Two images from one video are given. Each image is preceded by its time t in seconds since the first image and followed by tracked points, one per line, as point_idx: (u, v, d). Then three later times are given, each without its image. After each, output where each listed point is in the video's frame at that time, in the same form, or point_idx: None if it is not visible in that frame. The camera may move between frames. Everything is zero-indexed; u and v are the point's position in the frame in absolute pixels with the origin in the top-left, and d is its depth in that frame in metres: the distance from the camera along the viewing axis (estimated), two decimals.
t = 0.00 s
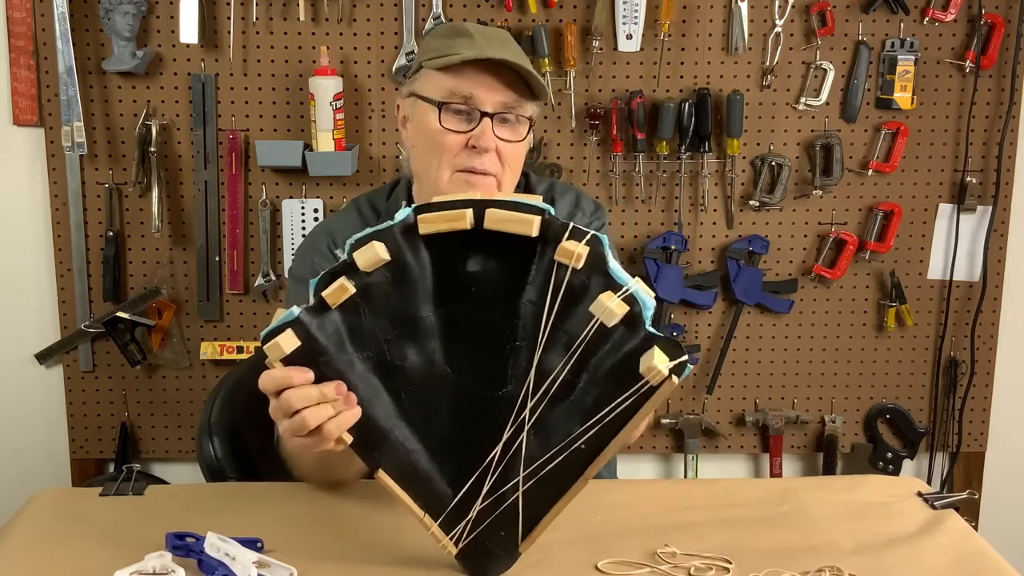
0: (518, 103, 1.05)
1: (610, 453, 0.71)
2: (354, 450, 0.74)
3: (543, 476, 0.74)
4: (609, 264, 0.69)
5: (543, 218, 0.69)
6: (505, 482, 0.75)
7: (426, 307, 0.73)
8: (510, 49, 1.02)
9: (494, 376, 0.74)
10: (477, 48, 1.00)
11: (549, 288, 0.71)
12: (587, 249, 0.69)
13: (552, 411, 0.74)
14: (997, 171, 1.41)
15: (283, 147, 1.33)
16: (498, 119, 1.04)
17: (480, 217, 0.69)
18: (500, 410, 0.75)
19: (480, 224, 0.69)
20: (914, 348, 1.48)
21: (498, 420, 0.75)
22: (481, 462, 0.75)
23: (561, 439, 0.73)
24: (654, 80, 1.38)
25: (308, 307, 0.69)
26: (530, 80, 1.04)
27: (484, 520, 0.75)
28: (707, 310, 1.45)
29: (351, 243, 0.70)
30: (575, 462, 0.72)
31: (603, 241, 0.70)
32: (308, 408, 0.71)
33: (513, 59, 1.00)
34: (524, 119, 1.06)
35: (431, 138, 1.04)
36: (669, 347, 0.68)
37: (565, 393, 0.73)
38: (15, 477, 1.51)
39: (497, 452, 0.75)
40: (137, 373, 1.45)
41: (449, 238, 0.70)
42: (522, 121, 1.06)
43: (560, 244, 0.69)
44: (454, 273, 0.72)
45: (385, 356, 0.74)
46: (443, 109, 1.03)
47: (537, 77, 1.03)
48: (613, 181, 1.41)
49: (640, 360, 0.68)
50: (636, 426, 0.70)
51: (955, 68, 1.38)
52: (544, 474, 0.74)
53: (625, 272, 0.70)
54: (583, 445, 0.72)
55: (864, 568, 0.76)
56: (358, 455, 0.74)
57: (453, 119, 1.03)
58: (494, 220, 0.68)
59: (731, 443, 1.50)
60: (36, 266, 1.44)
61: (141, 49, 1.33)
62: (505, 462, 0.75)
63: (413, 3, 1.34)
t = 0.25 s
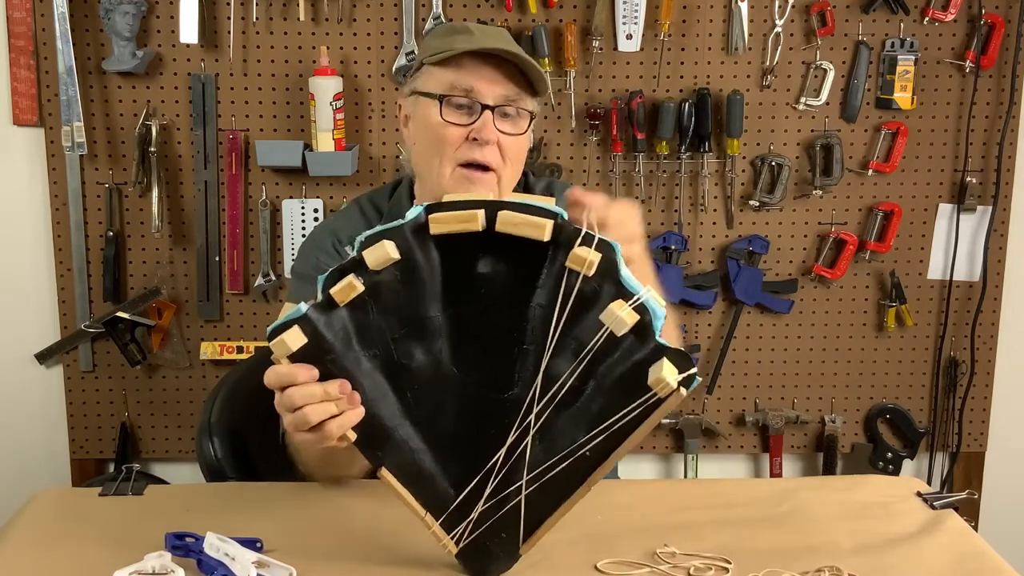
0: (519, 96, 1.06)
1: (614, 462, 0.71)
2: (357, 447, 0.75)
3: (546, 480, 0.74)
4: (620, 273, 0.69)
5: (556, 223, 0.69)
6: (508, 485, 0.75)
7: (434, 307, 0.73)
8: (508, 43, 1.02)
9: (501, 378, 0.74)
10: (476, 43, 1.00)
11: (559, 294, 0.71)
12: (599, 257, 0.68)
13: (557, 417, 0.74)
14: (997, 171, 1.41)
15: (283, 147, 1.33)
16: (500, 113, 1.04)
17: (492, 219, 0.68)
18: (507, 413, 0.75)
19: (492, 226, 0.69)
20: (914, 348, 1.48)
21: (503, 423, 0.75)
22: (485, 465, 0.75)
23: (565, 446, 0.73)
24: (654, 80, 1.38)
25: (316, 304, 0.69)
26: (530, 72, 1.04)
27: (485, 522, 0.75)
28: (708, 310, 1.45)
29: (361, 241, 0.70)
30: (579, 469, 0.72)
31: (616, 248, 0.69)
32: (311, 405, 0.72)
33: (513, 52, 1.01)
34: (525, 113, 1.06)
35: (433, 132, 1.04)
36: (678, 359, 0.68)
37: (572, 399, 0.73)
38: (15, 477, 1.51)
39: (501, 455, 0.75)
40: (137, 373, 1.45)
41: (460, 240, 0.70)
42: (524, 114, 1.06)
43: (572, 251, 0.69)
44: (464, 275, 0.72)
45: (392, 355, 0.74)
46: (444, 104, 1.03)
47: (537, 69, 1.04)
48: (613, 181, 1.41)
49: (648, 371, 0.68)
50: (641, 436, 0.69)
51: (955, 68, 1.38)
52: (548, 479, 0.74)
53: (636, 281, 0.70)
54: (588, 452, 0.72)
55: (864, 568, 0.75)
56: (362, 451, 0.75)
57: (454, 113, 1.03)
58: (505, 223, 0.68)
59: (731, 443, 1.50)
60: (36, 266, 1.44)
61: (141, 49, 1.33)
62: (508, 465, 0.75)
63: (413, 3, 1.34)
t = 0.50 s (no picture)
0: (524, 100, 1.06)
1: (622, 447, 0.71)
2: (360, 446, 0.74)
3: (553, 471, 0.74)
4: (625, 263, 0.69)
5: (561, 217, 0.70)
6: (514, 478, 0.75)
7: (439, 302, 0.73)
8: (516, 46, 1.02)
9: (506, 372, 0.75)
10: (483, 45, 1.00)
11: (564, 285, 0.72)
12: (606, 247, 0.69)
13: (562, 407, 0.74)
14: (997, 171, 1.41)
15: (283, 147, 1.33)
16: (505, 116, 1.04)
17: (499, 212, 0.70)
18: (511, 407, 0.75)
19: (499, 219, 0.70)
20: (914, 348, 1.48)
21: (508, 416, 0.75)
22: (490, 459, 0.76)
23: (571, 435, 0.73)
24: (654, 80, 1.38)
25: (325, 299, 0.69)
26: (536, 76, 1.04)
27: (489, 516, 0.75)
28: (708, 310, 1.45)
29: (367, 237, 0.70)
30: (586, 456, 0.72)
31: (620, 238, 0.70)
32: (322, 401, 0.71)
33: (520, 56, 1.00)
34: (530, 116, 1.05)
35: (439, 135, 1.04)
36: (686, 340, 0.68)
37: (576, 389, 0.73)
38: (15, 477, 1.51)
39: (506, 448, 0.75)
40: (137, 373, 1.45)
41: (467, 237, 0.71)
42: (530, 117, 1.05)
43: (578, 242, 0.70)
44: (469, 271, 0.73)
45: (396, 351, 0.74)
46: (450, 106, 1.03)
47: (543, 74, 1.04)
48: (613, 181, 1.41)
49: (659, 352, 0.68)
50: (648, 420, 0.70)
51: (955, 68, 1.38)
52: (554, 468, 0.74)
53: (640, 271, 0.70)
54: (595, 439, 0.72)
55: (864, 568, 0.76)
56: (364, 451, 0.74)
57: (460, 116, 1.04)
58: (512, 218, 0.69)
59: (731, 443, 1.51)
60: (36, 266, 1.44)
61: (141, 49, 1.33)
62: (513, 458, 0.75)
63: (413, 3, 1.34)
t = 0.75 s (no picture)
0: (532, 107, 1.06)
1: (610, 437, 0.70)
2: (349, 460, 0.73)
3: (542, 466, 0.74)
4: (597, 254, 0.69)
5: (525, 213, 0.69)
6: (505, 477, 0.75)
7: (413, 309, 0.73)
8: (526, 51, 1.03)
9: (486, 374, 0.75)
10: (494, 49, 1.00)
11: (536, 283, 0.71)
12: (576, 240, 0.68)
13: (547, 402, 0.73)
14: (997, 171, 1.41)
15: (283, 147, 1.33)
16: (513, 121, 1.04)
17: (464, 214, 0.69)
18: (494, 407, 0.75)
19: (464, 221, 0.69)
20: (914, 348, 1.48)
21: (492, 416, 0.75)
22: (479, 459, 0.76)
23: (558, 428, 0.73)
24: (654, 80, 1.38)
25: (297, 317, 0.68)
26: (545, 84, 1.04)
27: (485, 517, 0.75)
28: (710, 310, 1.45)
29: (333, 250, 0.69)
30: (574, 449, 0.72)
31: (588, 229, 0.70)
32: (308, 420, 0.69)
33: (530, 64, 1.01)
34: (539, 123, 1.06)
35: (446, 138, 1.04)
36: (665, 325, 0.67)
37: (560, 383, 0.73)
38: (15, 477, 1.51)
39: (494, 446, 0.75)
40: (137, 373, 1.45)
41: (434, 240, 0.70)
42: (537, 123, 1.06)
43: (546, 239, 0.69)
44: (440, 275, 0.72)
45: (376, 361, 0.73)
46: (458, 110, 1.03)
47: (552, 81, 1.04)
48: (613, 181, 1.41)
49: (640, 340, 0.67)
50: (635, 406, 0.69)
51: (955, 68, 1.38)
52: (545, 463, 0.73)
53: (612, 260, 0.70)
54: (582, 431, 0.71)
55: (864, 568, 0.75)
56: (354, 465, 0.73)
57: (468, 121, 1.04)
58: (479, 217, 0.68)
59: (731, 443, 1.50)
60: (36, 266, 1.44)
61: (141, 49, 1.33)
62: (502, 457, 0.75)
63: (413, 3, 1.34)
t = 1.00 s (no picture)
0: (541, 109, 1.05)
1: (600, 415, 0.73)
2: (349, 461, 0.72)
3: (536, 450, 0.76)
4: (573, 242, 0.72)
5: (502, 209, 0.72)
6: (502, 468, 0.77)
7: (403, 307, 0.73)
8: (534, 52, 1.03)
9: (474, 367, 0.77)
10: (503, 51, 1.01)
11: (517, 274, 0.73)
12: (552, 228, 0.71)
13: (537, 388, 0.76)
14: (997, 171, 1.41)
15: (283, 147, 1.33)
16: (521, 125, 1.04)
17: (445, 213, 0.71)
18: (484, 397, 0.78)
19: (445, 220, 0.71)
20: (914, 348, 1.48)
21: (484, 406, 0.78)
22: (473, 450, 0.78)
23: (549, 411, 0.76)
24: (654, 80, 1.38)
25: (295, 310, 0.67)
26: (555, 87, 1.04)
27: (484, 510, 0.76)
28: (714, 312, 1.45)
29: (322, 252, 0.69)
30: (567, 430, 0.74)
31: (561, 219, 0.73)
32: (312, 418, 0.68)
33: (540, 67, 1.01)
34: (547, 126, 1.05)
35: (453, 141, 1.04)
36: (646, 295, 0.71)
37: (547, 368, 0.76)
38: (15, 477, 1.51)
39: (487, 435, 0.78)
40: (137, 373, 1.45)
41: (417, 241, 0.71)
42: (545, 127, 1.05)
43: (523, 230, 0.71)
44: (425, 275, 0.73)
45: (371, 359, 0.73)
46: (466, 114, 1.03)
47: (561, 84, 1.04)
48: (614, 181, 1.41)
49: (625, 313, 0.70)
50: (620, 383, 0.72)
51: (955, 68, 1.38)
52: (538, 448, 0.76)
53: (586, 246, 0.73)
54: (574, 411, 0.74)
55: (865, 568, 0.76)
56: (353, 465, 0.72)
57: (476, 124, 1.04)
58: (461, 214, 0.71)
59: (731, 443, 1.51)
60: (35, 266, 1.44)
61: (141, 49, 1.33)
62: (497, 446, 0.78)
63: (413, 3, 1.34)
